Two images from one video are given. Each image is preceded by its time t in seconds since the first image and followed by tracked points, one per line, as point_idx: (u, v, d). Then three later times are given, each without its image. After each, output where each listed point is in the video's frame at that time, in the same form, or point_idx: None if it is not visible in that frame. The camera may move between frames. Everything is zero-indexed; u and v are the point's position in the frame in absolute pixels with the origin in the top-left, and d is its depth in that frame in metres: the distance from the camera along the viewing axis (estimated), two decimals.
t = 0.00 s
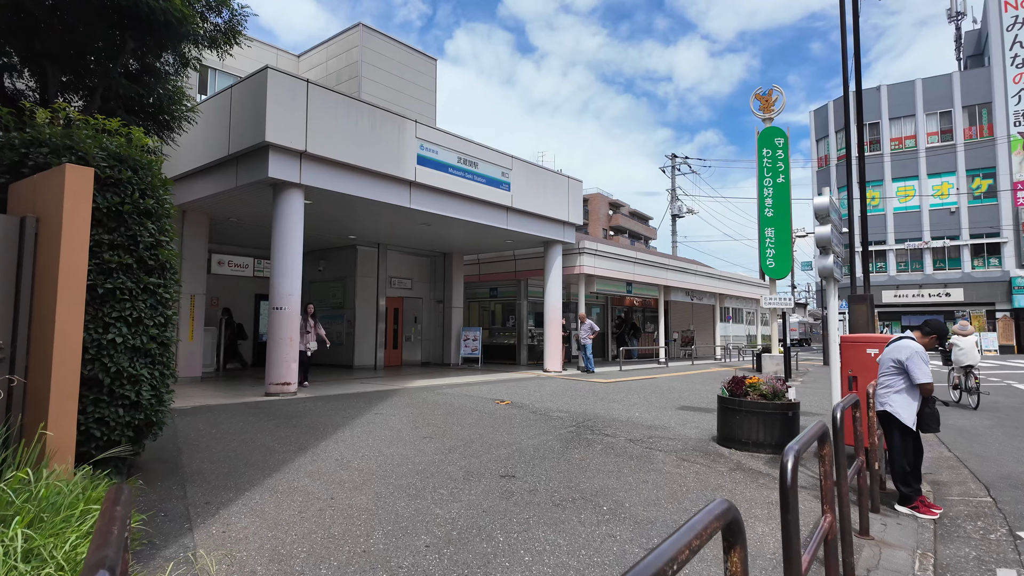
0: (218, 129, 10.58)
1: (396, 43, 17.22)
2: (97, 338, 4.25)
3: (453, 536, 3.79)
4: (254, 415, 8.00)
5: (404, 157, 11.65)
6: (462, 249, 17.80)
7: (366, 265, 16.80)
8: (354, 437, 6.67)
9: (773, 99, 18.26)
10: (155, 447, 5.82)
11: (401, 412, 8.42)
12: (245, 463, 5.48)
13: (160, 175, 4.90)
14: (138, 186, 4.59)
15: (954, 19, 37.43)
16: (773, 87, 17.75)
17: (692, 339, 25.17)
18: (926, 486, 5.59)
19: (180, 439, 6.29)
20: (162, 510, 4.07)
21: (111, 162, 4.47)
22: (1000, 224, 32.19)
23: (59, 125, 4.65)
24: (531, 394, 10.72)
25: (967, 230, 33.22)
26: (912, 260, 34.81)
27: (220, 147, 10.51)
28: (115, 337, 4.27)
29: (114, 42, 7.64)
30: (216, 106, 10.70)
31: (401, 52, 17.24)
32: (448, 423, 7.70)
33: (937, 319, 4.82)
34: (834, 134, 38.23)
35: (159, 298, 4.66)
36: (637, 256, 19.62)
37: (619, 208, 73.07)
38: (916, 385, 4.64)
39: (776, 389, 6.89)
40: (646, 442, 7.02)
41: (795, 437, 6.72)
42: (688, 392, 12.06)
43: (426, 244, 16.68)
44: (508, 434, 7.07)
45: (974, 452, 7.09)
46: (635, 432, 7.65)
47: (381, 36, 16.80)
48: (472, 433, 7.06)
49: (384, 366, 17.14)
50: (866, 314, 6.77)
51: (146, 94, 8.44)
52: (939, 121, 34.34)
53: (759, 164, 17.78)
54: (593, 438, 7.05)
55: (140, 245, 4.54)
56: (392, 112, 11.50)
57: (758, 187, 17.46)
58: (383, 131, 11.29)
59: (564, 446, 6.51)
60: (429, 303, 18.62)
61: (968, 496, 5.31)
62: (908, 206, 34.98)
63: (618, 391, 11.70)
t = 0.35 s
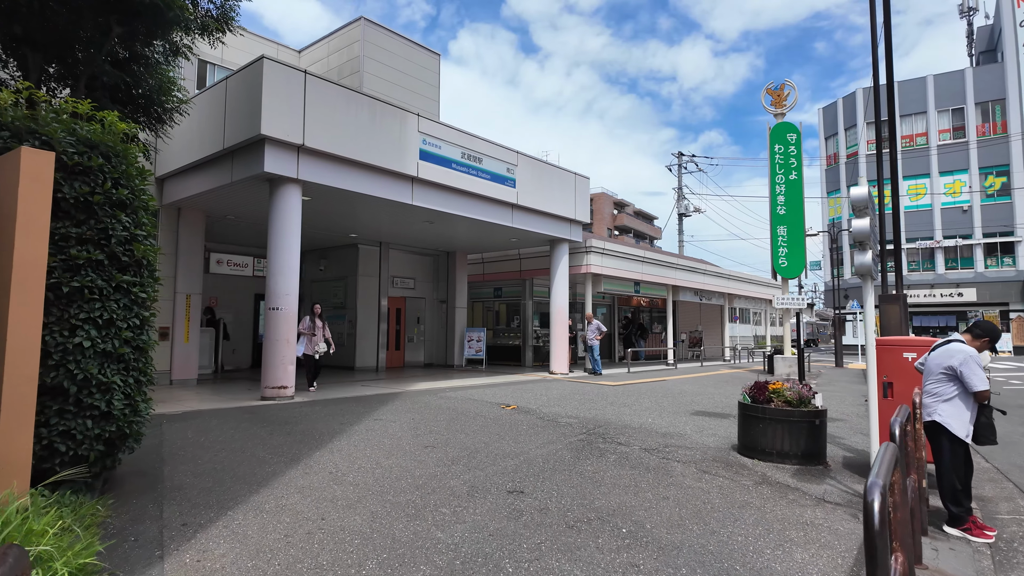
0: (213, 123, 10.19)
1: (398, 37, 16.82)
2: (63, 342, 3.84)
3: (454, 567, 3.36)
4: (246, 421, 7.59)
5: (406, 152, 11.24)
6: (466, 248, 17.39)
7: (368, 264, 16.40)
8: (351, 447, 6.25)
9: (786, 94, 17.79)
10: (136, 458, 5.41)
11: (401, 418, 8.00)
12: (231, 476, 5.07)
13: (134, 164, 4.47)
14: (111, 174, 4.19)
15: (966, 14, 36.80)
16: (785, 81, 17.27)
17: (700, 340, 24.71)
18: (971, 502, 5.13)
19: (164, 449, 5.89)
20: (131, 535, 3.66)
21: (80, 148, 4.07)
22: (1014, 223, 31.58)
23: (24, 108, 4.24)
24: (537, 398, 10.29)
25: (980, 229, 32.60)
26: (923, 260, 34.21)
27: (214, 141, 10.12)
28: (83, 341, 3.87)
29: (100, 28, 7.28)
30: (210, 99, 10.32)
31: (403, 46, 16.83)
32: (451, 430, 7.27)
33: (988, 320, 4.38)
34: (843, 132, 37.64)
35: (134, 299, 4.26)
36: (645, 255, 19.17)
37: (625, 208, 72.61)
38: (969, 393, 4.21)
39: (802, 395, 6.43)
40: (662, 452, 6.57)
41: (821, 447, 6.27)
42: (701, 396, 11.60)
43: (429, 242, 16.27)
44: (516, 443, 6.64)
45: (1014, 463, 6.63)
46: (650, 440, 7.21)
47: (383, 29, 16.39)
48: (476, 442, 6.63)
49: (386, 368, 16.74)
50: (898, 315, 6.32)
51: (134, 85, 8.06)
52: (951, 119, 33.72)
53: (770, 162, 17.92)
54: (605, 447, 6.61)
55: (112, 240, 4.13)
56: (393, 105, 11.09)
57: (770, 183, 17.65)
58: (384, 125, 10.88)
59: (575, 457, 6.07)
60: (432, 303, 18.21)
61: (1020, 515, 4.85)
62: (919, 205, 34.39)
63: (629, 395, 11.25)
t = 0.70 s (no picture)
0: (200, 113, 9.77)
1: (396, 30, 16.38)
2: (4, 343, 3.40)
3: None
4: (230, 426, 7.17)
5: (402, 144, 10.81)
6: (465, 246, 16.96)
7: (364, 263, 15.97)
8: (339, 455, 5.83)
9: (792, 87, 17.37)
10: (104, 469, 4.99)
11: (396, 423, 7.57)
12: (203, 490, 4.64)
13: (93, 147, 4.03)
14: (64, 156, 3.76)
15: (972, 10, 36.31)
16: (792, 75, 16.85)
17: (703, 341, 24.31)
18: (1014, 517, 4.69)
19: (137, 458, 5.46)
20: (79, 563, 3.22)
21: (29, 126, 3.64)
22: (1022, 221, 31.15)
23: None
24: (539, 400, 9.87)
25: (987, 228, 32.15)
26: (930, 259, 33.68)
27: (202, 133, 9.70)
28: (28, 342, 3.44)
29: (74, 11, 6.87)
30: (198, 89, 9.90)
31: (401, 40, 16.40)
32: (447, 436, 6.84)
33: None
34: (847, 129, 37.18)
35: (89, 296, 3.82)
36: (649, 253, 18.73)
37: (626, 207, 72.22)
38: None
39: (823, 399, 5.98)
40: (672, 460, 6.14)
41: (844, 455, 5.83)
42: (709, 398, 11.18)
43: (427, 240, 15.84)
44: (515, 450, 6.20)
45: None
46: (659, 447, 6.78)
47: (381, 22, 15.96)
48: (474, 450, 6.20)
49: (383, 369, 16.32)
50: (928, 313, 5.86)
51: (114, 73, 7.65)
52: (957, 115, 33.28)
53: (777, 157, 17.50)
54: (612, 455, 6.18)
55: (65, 229, 3.70)
56: (389, 96, 10.65)
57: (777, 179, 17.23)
58: (379, 116, 10.45)
59: (580, 466, 5.64)
60: (431, 302, 17.77)
61: None
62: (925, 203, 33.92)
63: (634, 397, 10.83)
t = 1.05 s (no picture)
0: (180, 104, 9.33)
1: (389, 23, 15.95)
2: None
3: None
4: (207, 435, 6.75)
5: (392, 139, 10.39)
6: (459, 245, 16.54)
7: (355, 262, 15.54)
8: (321, 468, 5.42)
9: (793, 84, 17.03)
10: (58, 486, 4.56)
11: (383, 430, 7.16)
12: (166, 509, 4.23)
13: (35, 130, 3.59)
14: None
15: (970, 8, 36.08)
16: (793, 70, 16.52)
17: (701, 342, 23.98)
18: None
19: (98, 473, 5.03)
20: None
21: None
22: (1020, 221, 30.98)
23: None
24: (533, 405, 9.50)
25: (986, 227, 31.95)
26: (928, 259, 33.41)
27: (181, 126, 9.27)
28: None
29: None
30: (177, 80, 9.46)
31: (394, 34, 15.97)
32: (436, 446, 6.43)
33: None
34: (845, 128, 36.90)
35: (28, 298, 3.39)
36: (647, 253, 18.35)
37: (621, 207, 71.87)
38: None
39: (838, 407, 5.60)
40: (677, 472, 5.74)
41: (860, 466, 5.46)
42: (710, 402, 10.82)
43: (419, 238, 15.42)
44: (509, 462, 5.82)
45: None
46: (661, 456, 6.39)
47: (373, 15, 15.52)
48: (463, 461, 5.79)
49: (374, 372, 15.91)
50: (950, 316, 5.49)
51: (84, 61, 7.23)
52: (955, 114, 33.12)
53: (777, 155, 17.13)
54: (612, 466, 5.81)
55: None
56: (379, 88, 10.24)
57: (777, 177, 16.88)
58: (368, 109, 10.04)
59: (578, 481, 5.25)
60: (424, 302, 17.35)
61: None
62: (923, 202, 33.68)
63: (633, 401, 10.45)
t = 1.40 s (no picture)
0: (144, 92, 8.81)
1: (371, 16, 15.47)
2: None
3: None
4: (168, 445, 6.28)
5: (371, 132, 9.96)
6: (442, 243, 16.12)
7: (334, 261, 15.05)
8: (289, 483, 5.00)
9: (781, 82, 16.90)
10: None
11: (359, 439, 6.75)
12: (108, 535, 3.78)
13: None
14: None
15: (951, 12, 36.40)
16: (781, 69, 16.39)
17: (686, 343, 23.84)
18: None
19: (39, 491, 4.55)
20: None
21: None
22: (1000, 223, 31.31)
23: None
24: (518, 409, 9.14)
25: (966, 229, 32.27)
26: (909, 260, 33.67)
27: (145, 116, 8.74)
28: None
29: None
30: (142, 66, 8.93)
31: (376, 27, 15.50)
32: (415, 456, 6.04)
33: None
34: (828, 129, 37.06)
35: None
36: (633, 253, 18.05)
37: (605, 207, 71.85)
38: None
39: (839, 414, 5.29)
40: (671, 484, 5.41)
41: (863, 477, 5.17)
42: (698, 405, 10.55)
43: (401, 236, 14.97)
44: (493, 474, 5.44)
45: None
46: (653, 466, 6.06)
47: (354, 7, 15.04)
48: (443, 473, 5.41)
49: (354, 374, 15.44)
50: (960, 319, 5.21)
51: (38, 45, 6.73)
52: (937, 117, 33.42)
53: (765, 154, 16.93)
54: (601, 478, 5.46)
55: None
56: (357, 79, 9.80)
57: (764, 176, 16.69)
58: (346, 101, 9.60)
59: (566, 495, 4.90)
60: (405, 302, 16.90)
61: None
62: (905, 204, 33.95)
63: (620, 404, 10.14)
